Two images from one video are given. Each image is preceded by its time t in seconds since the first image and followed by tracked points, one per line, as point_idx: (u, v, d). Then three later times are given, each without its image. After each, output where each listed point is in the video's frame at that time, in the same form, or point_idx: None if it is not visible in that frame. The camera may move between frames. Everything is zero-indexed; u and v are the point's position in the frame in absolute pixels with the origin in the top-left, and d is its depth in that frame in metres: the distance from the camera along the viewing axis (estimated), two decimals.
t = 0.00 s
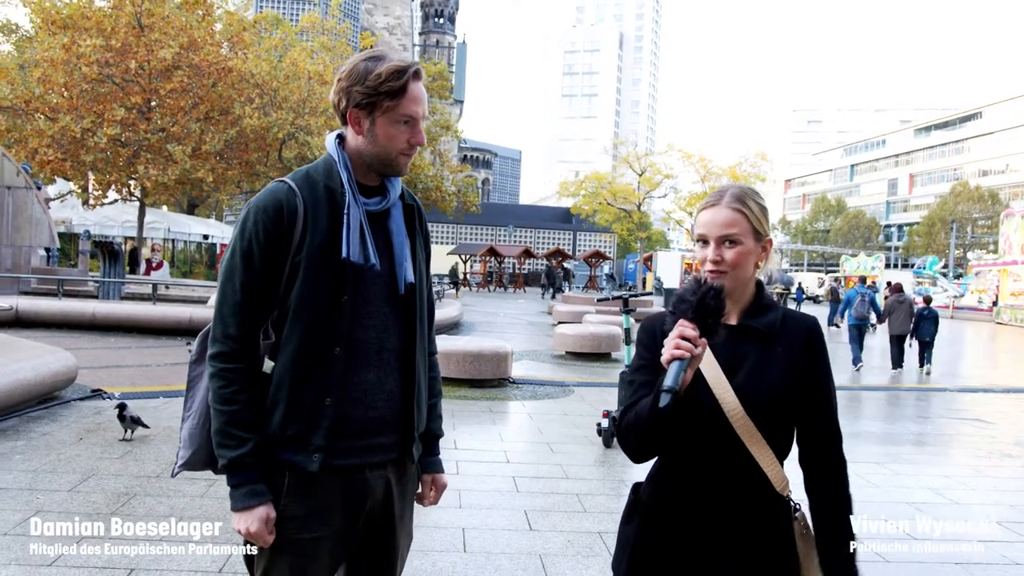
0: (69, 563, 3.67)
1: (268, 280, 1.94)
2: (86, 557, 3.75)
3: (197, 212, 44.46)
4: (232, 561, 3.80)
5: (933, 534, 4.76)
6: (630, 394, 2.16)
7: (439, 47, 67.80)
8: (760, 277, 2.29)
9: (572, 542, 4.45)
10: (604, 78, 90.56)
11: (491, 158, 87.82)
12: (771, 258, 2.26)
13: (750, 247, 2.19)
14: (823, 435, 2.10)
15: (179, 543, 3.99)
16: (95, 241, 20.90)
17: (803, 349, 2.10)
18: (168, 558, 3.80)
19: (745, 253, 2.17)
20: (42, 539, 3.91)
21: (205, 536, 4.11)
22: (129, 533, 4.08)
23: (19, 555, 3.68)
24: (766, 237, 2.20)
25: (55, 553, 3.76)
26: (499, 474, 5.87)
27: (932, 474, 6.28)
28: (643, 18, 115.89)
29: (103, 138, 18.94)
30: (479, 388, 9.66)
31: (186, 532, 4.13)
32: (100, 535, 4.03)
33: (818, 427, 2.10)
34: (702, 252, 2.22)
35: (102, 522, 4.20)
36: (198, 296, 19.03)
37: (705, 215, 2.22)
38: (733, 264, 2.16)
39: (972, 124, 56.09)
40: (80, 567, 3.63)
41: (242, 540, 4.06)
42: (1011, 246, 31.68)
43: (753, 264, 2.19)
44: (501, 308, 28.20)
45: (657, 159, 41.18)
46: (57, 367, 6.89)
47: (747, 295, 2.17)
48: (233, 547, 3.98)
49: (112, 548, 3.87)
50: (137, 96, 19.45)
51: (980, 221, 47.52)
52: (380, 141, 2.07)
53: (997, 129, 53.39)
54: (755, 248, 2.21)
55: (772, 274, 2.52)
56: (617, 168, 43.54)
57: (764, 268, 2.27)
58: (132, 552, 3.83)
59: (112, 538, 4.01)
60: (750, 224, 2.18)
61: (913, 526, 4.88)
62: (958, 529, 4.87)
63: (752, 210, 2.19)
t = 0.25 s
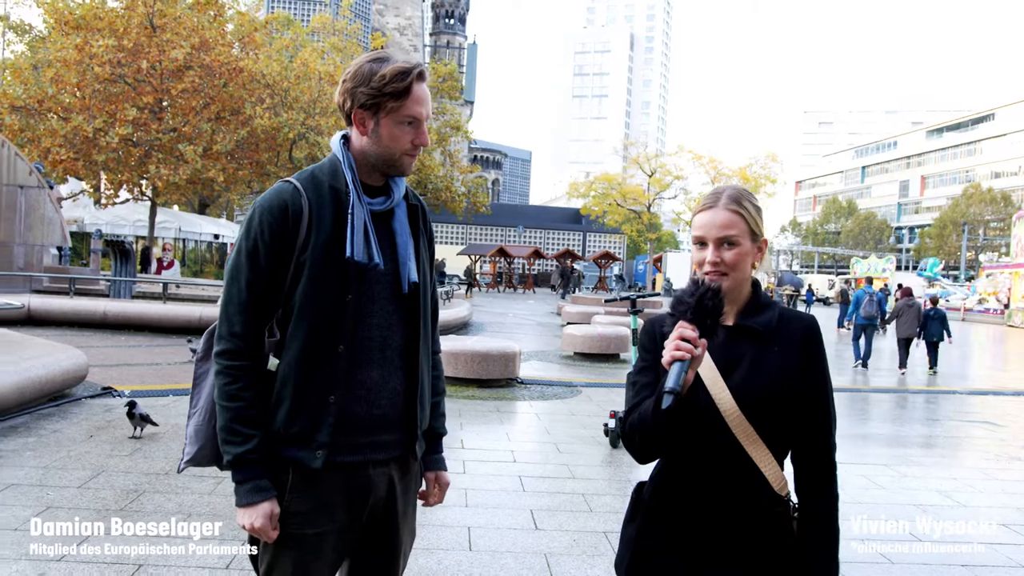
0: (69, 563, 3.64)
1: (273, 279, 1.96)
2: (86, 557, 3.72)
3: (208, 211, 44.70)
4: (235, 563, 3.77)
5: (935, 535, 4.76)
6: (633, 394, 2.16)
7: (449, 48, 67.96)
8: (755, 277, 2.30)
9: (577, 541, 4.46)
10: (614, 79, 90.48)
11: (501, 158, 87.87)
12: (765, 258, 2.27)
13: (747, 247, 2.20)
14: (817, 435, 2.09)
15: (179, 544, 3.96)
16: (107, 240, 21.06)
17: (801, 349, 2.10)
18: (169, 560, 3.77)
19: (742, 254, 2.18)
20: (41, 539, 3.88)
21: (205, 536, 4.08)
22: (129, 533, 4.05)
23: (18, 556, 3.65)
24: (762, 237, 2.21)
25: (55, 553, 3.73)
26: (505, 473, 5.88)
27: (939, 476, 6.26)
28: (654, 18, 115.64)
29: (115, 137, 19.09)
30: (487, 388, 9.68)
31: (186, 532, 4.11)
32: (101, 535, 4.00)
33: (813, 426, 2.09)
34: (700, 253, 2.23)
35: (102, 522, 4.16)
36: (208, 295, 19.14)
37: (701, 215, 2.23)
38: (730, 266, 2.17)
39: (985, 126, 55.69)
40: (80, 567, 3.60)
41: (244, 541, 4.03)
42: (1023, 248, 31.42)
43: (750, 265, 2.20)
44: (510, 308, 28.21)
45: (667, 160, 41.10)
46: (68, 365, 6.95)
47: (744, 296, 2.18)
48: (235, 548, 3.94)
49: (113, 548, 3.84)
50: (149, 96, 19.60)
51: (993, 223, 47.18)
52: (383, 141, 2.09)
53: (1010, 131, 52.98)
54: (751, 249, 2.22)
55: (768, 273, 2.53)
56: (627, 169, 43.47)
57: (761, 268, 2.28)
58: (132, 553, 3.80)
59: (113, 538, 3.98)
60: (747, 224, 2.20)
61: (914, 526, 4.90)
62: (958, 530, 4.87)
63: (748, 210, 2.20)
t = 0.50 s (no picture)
0: (72, 560, 3.61)
1: (277, 274, 1.99)
2: (88, 556, 3.68)
3: (218, 208, 44.88)
4: (238, 562, 3.72)
5: (935, 535, 4.75)
6: (630, 390, 2.17)
7: (459, 45, 68.05)
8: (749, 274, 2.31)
9: (581, 538, 4.47)
10: (624, 77, 90.28)
11: (510, 156, 87.88)
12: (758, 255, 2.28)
13: (741, 246, 2.20)
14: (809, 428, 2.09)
15: (180, 543, 3.91)
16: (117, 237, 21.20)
17: (797, 345, 2.11)
18: (172, 558, 3.73)
19: (738, 252, 2.19)
20: (41, 539, 3.83)
21: (205, 536, 4.01)
22: (129, 533, 3.99)
23: (20, 554, 3.62)
24: (754, 235, 2.22)
25: (57, 553, 3.69)
26: (511, 470, 5.91)
27: (944, 476, 6.24)
28: (664, 16, 115.31)
29: (126, 134, 19.20)
30: (494, 385, 9.71)
31: (186, 532, 4.05)
32: (101, 535, 3.94)
33: (806, 420, 2.10)
34: (694, 251, 2.23)
35: (103, 520, 4.14)
36: (218, 291, 19.24)
37: (699, 212, 2.22)
38: (726, 262, 2.17)
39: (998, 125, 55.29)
40: (83, 565, 3.57)
41: (246, 540, 3.98)
42: None
43: (743, 263, 2.20)
44: (518, 306, 28.22)
45: (677, 158, 40.98)
46: (77, 360, 7.01)
47: (739, 293, 2.19)
48: (236, 548, 3.88)
49: (113, 548, 3.78)
50: (160, 93, 19.72)
51: (1004, 223, 46.85)
52: (387, 140, 2.11)
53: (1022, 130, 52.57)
54: (746, 247, 2.22)
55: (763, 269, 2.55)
56: (636, 168, 43.38)
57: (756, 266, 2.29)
58: (133, 552, 3.76)
59: (112, 538, 3.92)
60: (743, 223, 2.20)
61: (914, 526, 4.88)
62: (959, 530, 4.85)
63: (744, 209, 2.20)
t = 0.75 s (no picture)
0: (72, 560, 3.61)
1: (276, 271, 2.01)
2: (88, 555, 3.68)
3: (225, 207, 45.04)
4: (240, 560, 3.73)
5: (936, 535, 4.71)
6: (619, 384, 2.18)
7: (465, 44, 68.05)
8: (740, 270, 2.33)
9: (582, 535, 4.49)
10: (630, 76, 90.09)
11: (516, 155, 87.89)
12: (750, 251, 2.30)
13: (731, 242, 2.21)
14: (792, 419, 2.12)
15: (180, 543, 3.89)
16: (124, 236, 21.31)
17: (785, 340, 2.13)
18: (172, 557, 3.73)
19: (726, 248, 2.19)
20: (41, 540, 3.81)
21: (205, 536, 4.00)
22: (129, 533, 3.98)
23: (20, 554, 3.61)
24: (745, 232, 2.23)
25: (57, 553, 3.68)
26: (513, 467, 5.92)
27: (947, 474, 6.23)
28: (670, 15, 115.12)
29: (132, 134, 19.30)
30: (498, 384, 9.73)
31: (186, 532, 4.04)
32: (101, 536, 3.92)
33: (792, 412, 2.12)
34: (683, 247, 2.25)
35: (105, 519, 4.15)
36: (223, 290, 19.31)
37: (688, 209, 2.23)
38: (716, 259, 2.18)
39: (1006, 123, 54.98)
40: (83, 564, 3.57)
41: (246, 540, 3.97)
42: None
43: (734, 260, 2.21)
44: (523, 305, 28.22)
45: (682, 157, 40.88)
46: (83, 359, 7.05)
47: (729, 290, 2.21)
48: (237, 548, 3.87)
49: (114, 549, 3.77)
50: (166, 93, 19.80)
51: (1012, 221, 46.60)
52: (384, 136, 2.14)
53: None
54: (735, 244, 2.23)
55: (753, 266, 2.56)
56: (642, 166, 43.31)
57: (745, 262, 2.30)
58: (133, 552, 3.75)
59: (112, 538, 3.90)
60: (732, 220, 2.21)
61: (913, 526, 4.84)
62: (959, 530, 4.82)
63: (733, 205, 2.21)
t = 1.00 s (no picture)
0: (73, 559, 3.60)
1: (272, 265, 2.02)
2: (89, 554, 3.67)
3: (226, 204, 45.08)
4: (241, 557, 3.76)
5: (934, 534, 4.63)
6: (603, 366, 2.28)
7: (466, 41, 68.00)
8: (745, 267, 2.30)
9: (581, 530, 4.50)
10: (631, 72, 89.91)
11: (517, 152, 87.84)
12: (750, 251, 2.23)
13: (720, 236, 2.18)
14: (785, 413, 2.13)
15: (179, 543, 3.88)
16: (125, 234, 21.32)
17: (780, 336, 2.12)
18: (172, 556, 3.72)
19: (713, 240, 2.18)
20: (42, 540, 3.79)
21: (205, 535, 3.99)
22: (128, 533, 3.97)
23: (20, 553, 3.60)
24: (740, 230, 2.19)
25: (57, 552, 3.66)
26: (514, 463, 5.93)
27: (946, 469, 6.24)
28: (672, 12, 114.96)
29: (133, 131, 19.31)
30: (498, 380, 9.74)
31: (186, 532, 4.02)
32: (101, 535, 3.91)
33: (784, 406, 2.12)
34: (675, 238, 2.26)
35: (106, 516, 4.16)
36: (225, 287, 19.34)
37: (685, 199, 2.24)
38: (701, 250, 2.17)
39: (1008, 118, 54.88)
40: (85, 562, 3.56)
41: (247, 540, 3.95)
42: None
43: (723, 254, 2.18)
44: (524, 302, 28.22)
45: (684, 153, 40.80)
46: (84, 356, 7.07)
47: (722, 284, 2.21)
48: (238, 546, 3.88)
49: (114, 548, 3.76)
50: (167, 90, 19.80)
51: (1014, 217, 46.55)
52: (380, 133, 2.14)
53: None
54: (728, 240, 2.19)
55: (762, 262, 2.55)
56: (643, 163, 43.24)
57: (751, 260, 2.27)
58: (133, 551, 3.74)
59: (113, 538, 3.90)
60: (726, 215, 2.18)
61: (913, 525, 4.75)
62: (960, 529, 4.73)
63: (731, 201, 2.19)
